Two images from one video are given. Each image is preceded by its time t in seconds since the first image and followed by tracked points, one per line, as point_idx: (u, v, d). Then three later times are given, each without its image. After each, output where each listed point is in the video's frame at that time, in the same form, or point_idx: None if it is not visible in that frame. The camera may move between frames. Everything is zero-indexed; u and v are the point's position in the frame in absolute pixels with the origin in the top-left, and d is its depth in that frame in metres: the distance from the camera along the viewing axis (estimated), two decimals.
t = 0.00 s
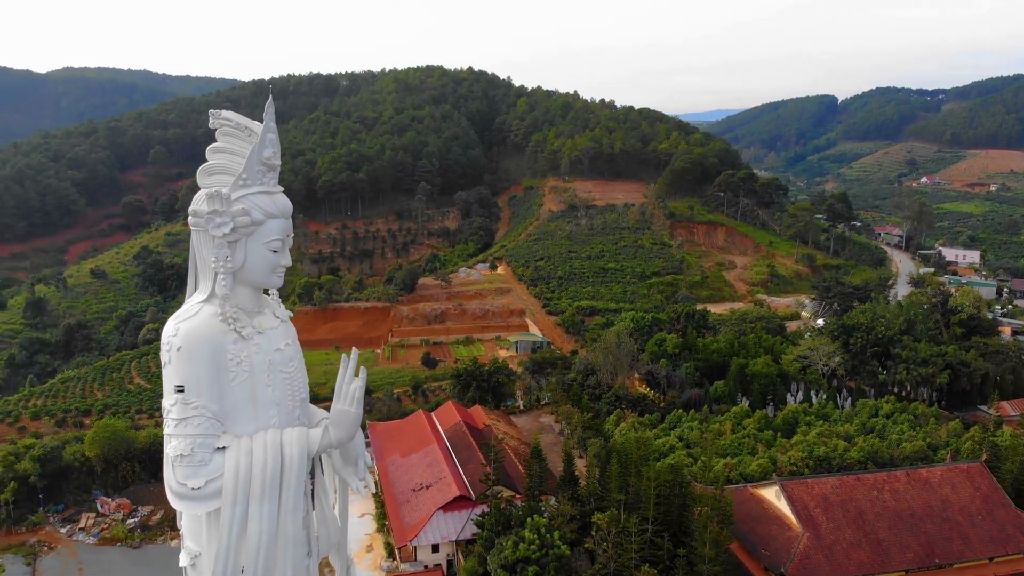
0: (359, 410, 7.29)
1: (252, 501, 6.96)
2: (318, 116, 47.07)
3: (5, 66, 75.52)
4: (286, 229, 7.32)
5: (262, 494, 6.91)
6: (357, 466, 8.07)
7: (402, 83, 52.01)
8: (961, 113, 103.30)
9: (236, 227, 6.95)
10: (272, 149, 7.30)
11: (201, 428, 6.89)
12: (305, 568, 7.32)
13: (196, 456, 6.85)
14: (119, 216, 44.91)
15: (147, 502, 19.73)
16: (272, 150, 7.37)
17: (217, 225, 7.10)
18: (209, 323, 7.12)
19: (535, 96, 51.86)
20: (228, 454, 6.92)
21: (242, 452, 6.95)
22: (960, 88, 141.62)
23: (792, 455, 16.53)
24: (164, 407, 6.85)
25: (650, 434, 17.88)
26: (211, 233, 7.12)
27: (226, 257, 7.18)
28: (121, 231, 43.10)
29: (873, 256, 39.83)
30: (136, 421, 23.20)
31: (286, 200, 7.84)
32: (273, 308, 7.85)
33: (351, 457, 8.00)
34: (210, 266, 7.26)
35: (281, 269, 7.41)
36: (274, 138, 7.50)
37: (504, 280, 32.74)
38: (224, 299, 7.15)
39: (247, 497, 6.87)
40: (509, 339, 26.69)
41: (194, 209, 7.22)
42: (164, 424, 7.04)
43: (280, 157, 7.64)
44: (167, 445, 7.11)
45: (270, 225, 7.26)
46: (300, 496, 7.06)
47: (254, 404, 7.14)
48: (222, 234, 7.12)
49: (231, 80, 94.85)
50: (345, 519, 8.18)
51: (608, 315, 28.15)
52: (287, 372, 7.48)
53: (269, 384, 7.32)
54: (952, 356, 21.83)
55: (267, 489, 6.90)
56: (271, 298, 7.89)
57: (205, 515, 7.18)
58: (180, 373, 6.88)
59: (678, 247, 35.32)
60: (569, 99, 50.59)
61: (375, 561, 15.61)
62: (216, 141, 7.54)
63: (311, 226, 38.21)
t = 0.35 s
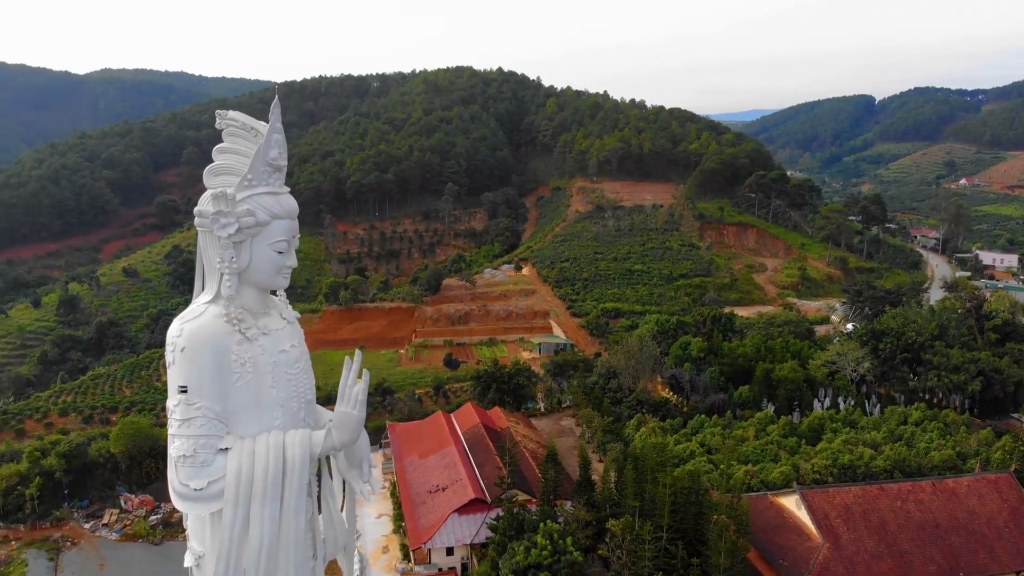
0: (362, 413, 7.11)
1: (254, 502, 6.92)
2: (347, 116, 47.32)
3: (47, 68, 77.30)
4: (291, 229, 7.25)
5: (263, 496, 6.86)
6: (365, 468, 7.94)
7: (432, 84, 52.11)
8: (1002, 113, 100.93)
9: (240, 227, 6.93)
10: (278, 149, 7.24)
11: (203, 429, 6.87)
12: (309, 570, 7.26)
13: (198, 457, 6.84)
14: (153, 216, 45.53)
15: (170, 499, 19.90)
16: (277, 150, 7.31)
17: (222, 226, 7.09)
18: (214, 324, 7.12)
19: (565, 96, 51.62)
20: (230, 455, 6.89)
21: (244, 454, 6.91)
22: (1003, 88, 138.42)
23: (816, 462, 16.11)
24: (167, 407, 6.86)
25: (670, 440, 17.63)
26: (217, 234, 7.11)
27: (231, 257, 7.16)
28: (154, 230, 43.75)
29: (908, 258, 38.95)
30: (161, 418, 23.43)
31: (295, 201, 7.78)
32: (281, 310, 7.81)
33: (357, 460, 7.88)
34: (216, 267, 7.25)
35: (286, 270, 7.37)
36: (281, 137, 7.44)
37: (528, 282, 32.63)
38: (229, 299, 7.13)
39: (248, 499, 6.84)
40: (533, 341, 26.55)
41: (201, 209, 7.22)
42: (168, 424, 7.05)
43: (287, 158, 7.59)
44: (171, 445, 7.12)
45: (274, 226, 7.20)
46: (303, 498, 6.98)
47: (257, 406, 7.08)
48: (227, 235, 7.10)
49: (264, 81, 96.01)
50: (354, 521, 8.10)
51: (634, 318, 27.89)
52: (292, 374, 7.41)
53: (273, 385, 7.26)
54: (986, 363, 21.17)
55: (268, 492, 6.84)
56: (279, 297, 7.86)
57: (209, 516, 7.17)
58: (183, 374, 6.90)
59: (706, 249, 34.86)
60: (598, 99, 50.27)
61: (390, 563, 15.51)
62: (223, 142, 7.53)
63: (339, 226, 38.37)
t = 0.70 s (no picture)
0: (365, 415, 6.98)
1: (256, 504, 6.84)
2: (374, 117, 47.48)
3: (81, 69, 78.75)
4: (295, 230, 7.19)
5: (265, 497, 6.77)
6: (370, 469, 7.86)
7: (458, 84, 52.16)
8: None
9: (244, 228, 6.88)
10: (283, 150, 7.19)
11: (206, 430, 6.82)
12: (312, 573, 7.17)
13: (201, 458, 6.79)
14: (182, 215, 46.06)
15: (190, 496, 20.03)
16: (282, 150, 7.24)
17: (227, 227, 7.05)
18: (218, 324, 7.08)
19: (591, 97, 51.37)
20: (233, 455, 6.83)
21: (247, 455, 6.83)
22: None
23: (837, 469, 15.71)
24: (169, 408, 6.82)
25: (688, 445, 17.43)
26: (222, 234, 7.08)
27: (236, 258, 7.13)
28: (183, 230, 44.27)
29: (940, 262, 38.12)
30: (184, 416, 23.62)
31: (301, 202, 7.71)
32: (286, 310, 7.77)
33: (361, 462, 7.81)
34: (221, 267, 7.21)
35: (291, 271, 7.31)
36: (286, 137, 7.37)
37: (550, 283, 32.54)
38: (233, 300, 7.09)
39: (249, 500, 6.76)
40: (554, 343, 26.44)
41: (205, 209, 7.18)
42: (172, 424, 7.01)
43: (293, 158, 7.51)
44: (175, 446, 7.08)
45: (279, 226, 7.15)
46: (305, 501, 6.89)
47: (261, 407, 7.05)
48: (232, 235, 7.06)
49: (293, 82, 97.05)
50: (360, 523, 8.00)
51: (657, 320, 27.64)
52: (296, 375, 7.37)
53: (277, 386, 7.22)
54: (1016, 368, 20.58)
55: (269, 493, 6.76)
56: (285, 299, 7.82)
57: (212, 516, 7.11)
58: (186, 374, 6.86)
59: (733, 250, 34.43)
60: (625, 99, 49.93)
61: (404, 565, 15.46)
62: (228, 142, 7.47)
63: (364, 226, 38.47)
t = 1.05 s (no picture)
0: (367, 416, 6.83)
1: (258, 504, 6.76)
2: (404, 117, 47.63)
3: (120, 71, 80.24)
4: (300, 230, 7.09)
5: (267, 498, 6.70)
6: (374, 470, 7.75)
7: (487, 85, 52.13)
8: None
9: (248, 228, 6.78)
10: (288, 149, 7.08)
11: (209, 430, 6.75)
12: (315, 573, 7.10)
13: (203, 457, 6.72)
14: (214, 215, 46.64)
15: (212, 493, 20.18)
16: (287, 150, 7.13)
17: (231, 227, 6.95)
18: (222, 324, 7.00)
19: (621, 96, 51.01)
20: (235, 456, 6.75)
21: (248, 455, 6.74)
22: None
23: (861, 477, 15.23)
24: (172, 408, 6.75)
25: (709, 451, 17.15)
26: (226, 234, 6.98)
27: (240, 258, 7.03)
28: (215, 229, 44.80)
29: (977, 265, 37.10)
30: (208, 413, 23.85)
31: (307, 202, 7.61)
32: (292, 310, 7.68)
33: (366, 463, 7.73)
34: (226, 267, 7.13)
35: (296, 272, 7.21)
36: (291, 137, 7.26)
37: (575, 284, 32.38)
38: (237, 300, 7.01)
39: (251, 500, 6.68)
40: (578, 345, 26.29)
41: (210, 209, 7.09)
42: (176, 423, 6.95)
43: (299, 157, 7.40)
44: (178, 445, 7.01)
45: (284, 226, 7.05)
46: (306, 502, 6.80)
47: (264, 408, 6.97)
48: (236, 235, 6.96)
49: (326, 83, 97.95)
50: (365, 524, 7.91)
51: (682, 322, 27.31)
52: (301, 376, 7.28)
53: (280, 387, 7.14)
54: None
55: (270, 494, 6.67)
56: (290, 298, 7.72)
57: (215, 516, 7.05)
58: (189, 374, 6.78)
59: (763, 252, 33.89)
60: (656, 99, 49.50)
61: (418, 566, 15.42)
62: (234, 142, 7.39)
63: (391, 227, 38.54)
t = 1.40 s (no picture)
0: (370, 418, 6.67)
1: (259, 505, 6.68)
2: (429, 118, 47.70)
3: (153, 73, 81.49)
4: (304, 230, 6.96)
5: (268, 499, 6.61)
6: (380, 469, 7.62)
7: (513, 85, 52.05)
8: None
9: (251, 228, 6.69)
10: (293, 149, 6.95)
11: (211, 429, 6.68)
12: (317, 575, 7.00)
13: (204, 457, 6.64)
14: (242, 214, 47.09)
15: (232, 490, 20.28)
16: (292, 150, 6.99)
17: (236, 227, 6.87)
18: (226, 324, 6.93)
19: (648, 96, 50.61)
20: (237, 456, 6.67)
21: (250, 455, 6.65)
22: None
23: (883, 485, 14.81)
24: (175, 406, 6.69)
25: (727, 455, 16.90)
26: (231, 235, 6.90)
27: (245, 258, 6.94)
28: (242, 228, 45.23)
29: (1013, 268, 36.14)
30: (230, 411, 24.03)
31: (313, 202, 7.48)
32: (299, 311, 7.58)
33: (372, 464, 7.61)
34: (231, 267, 7.03)
35: (301, 272, 7.10)
36: (296, 137, 7.13)
37: (598, 285, 32.20)
38: (242, 300, 6.90)
39: (252, 501, 6.60)
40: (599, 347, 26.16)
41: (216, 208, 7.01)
42: (180, 422, 6.89)
43: (305, 157, 7.27)
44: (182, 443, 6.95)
45: (289, 226, 6.94)
46: (307, 503, 6.70)
47: (267, 408, 6.85)
48: (240, 235, 6.87)
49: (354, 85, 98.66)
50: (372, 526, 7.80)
51: (706, 325, 26.97)
52: (305, 377, 7.16)
53: (284, 387, 7.03)
54: None
55: (271, 495, 6.58)
56: (297, 298, 7.62)
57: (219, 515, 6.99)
58: (192, 374, 6.71)
59: (790, 254, 33.34)
60: (683, 98, 49.03)
61: (432, 568, 15.36)
62: (240, 142, 7.29)
63: (416, 227, 38.59)
